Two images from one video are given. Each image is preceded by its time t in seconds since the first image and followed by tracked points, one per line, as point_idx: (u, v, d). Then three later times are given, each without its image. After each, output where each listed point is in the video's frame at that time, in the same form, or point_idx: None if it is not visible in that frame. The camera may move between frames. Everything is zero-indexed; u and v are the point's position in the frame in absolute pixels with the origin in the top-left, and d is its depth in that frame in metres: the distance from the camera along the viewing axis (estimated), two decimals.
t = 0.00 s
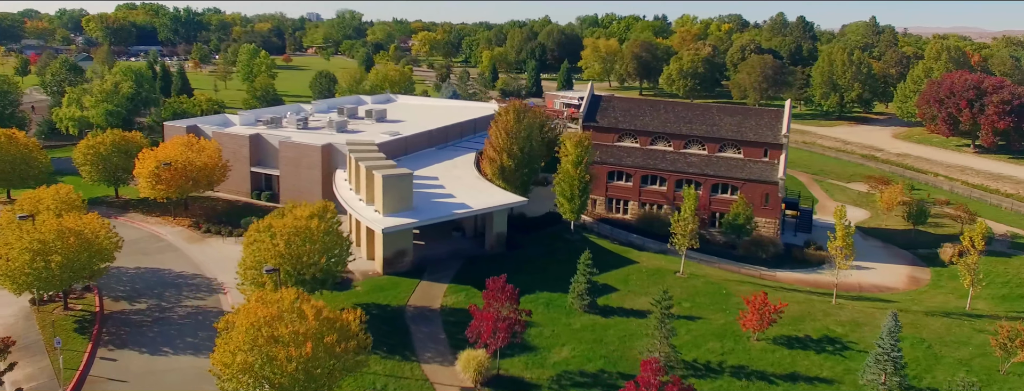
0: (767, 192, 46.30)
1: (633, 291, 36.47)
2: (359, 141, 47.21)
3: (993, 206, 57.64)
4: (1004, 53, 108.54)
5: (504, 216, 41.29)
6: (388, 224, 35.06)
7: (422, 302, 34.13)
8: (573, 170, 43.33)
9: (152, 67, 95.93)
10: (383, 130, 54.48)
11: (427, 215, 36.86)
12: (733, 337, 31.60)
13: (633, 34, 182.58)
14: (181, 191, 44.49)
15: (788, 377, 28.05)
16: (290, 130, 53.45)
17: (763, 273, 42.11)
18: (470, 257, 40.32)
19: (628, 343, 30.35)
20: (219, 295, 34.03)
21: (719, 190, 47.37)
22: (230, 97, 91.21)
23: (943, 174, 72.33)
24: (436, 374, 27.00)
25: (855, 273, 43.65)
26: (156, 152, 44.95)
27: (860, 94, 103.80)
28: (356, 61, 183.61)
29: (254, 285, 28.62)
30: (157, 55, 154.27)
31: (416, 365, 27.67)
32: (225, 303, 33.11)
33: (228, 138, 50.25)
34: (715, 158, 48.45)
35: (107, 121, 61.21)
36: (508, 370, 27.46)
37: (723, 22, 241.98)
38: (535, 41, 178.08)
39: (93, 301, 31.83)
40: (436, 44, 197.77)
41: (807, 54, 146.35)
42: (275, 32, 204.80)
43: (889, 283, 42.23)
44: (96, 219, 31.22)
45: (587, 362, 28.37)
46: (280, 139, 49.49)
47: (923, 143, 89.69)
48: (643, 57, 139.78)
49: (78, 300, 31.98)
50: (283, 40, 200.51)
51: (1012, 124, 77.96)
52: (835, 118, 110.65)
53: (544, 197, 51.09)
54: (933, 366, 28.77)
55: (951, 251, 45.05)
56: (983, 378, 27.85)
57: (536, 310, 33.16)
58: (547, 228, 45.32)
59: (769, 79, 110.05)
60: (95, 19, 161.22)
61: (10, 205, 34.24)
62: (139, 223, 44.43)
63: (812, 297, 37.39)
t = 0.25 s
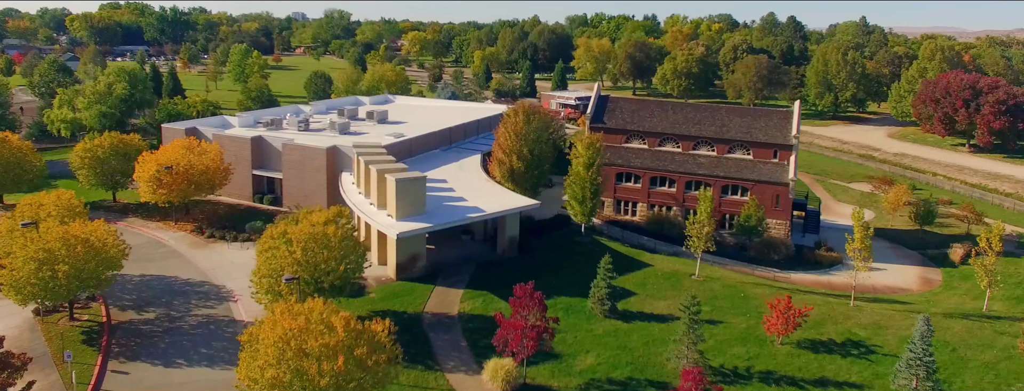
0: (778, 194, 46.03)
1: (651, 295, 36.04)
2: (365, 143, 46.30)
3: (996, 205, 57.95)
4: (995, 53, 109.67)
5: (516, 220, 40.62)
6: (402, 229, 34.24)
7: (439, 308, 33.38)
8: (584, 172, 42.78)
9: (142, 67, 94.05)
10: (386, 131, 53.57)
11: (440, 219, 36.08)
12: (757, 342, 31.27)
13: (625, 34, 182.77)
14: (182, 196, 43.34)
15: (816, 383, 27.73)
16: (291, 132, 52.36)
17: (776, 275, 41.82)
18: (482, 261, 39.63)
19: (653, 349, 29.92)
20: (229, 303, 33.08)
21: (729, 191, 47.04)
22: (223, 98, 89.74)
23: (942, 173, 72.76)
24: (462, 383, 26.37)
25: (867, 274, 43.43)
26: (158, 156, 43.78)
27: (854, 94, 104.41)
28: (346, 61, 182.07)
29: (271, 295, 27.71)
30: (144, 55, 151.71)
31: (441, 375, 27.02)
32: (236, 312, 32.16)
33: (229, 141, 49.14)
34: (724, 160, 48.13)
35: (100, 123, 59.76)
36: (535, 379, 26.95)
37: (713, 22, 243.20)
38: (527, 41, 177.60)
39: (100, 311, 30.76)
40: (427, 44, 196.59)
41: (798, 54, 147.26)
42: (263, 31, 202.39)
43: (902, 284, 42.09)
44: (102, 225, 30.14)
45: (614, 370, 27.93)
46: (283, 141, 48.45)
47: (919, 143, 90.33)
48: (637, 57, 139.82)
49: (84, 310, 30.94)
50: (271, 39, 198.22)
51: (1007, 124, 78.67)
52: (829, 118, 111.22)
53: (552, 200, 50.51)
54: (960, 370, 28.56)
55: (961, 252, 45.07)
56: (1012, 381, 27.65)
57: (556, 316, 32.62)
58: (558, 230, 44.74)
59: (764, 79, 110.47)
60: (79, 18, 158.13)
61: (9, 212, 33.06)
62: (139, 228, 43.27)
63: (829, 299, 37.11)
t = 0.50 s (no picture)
0: (788, 195, 45.86)
1: (669, 299, 35.64)
2: (372, 145, 45.43)
3: (997, 205, 58.40)
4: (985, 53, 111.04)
5: (529, 223, 40.03)
6: (418, 234, 33.45)
7: (456, 315, 32.67)
8: (596, 175, 42.26)
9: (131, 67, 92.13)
10: (390, 133, 52.71)
11: (455, 223, 35.34)
12: (781, 345, 30.96)
13: (616, 33, 183.01)
14: (185, 200, 42.25)
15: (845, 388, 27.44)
16: (293, 134, 51.32)
17: (790, 277, 41.61)
18: (496, 266, 38.99)
19: (678, 355, 29.52)
20: (241, 311, 32.14)
21: (739, 193, 46.81)
22: (215, 99, 88.21)
23: (939, 173, 73.32)
24: None
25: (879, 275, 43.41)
26: (160, 159, 42.64)
27: (848, 94, 105.11)
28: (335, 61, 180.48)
29: (291, 304, 26.92)
30: (129, 55, 149.02)
31: (467, 385, 26.44)
32: (249, 320, 31.25)
33: (230, 144, 48.04)
34: (733, 161, 47.90)
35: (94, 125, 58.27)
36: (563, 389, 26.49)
37: (701, 21, 244.32)
38: (518, 41, 177.11)
39: (108, 322, 29.67)
40: (417, 44, 195.40)
41: (789, 54, 148.29)
42: (250, 31, 199.95)
43: (913, 285, 42.14)
44: (109, 232, 29.10)
45: (642, 377, 27.54)
46: (286, 144, 47.44)
47: (913, 142, 91.07)
48: (630, 57, 139.88)
49: (92, 321, 29.88)
50: (258, 39, 195.92)
51: (1001, 124, 79.54)
52: (823, 117, 111.89)
53: (559, 202, 50.02)
54: (988, 374, 28.39)
55: (970, 252, 45.25)
56: None
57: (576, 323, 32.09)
58: (569, 233, 44.21)
59: (758, 79, 110.96)
60: (62, 18, 154.90)
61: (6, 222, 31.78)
62: (140, 233, 42.16)
63: (846, 301, 36.93)
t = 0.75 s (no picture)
0: (798, 196, 45.73)
1: (687, 303, 35.25)
2: (378, 147, 44.55)
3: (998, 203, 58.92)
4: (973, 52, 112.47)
5: (542, 227, 39.44)
6: (434, 239, 32.71)
7: (475, 322, 32.02)
8: (608, 177, 41.76)
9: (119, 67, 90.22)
10: (393, 135, 51.82)
11: (470, 227, 34.62)
12: (804, 349, 30.69)
13: (607, 33, 183.21)
14: (187, 205, 41.10)
15: None
16: (294, 137, 50.24)
17: (803, 278, 41.42)
18: (509, 270, 38.33)
19: (703, 360, 29.15)
20: (252, 320, 31.21)
21: (748, 194, 46.60)
22: (207, 101, 86.64)
23: (936, 172, 73.98)
24: None
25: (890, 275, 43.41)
26: (161, 163, 41.42)
27: (841, 93, 105.84)
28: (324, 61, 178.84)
29: (312, 313, 25.94)
30: (114, 55, 146.19)
31: None
32: (261, 329, 30.34)
33: (231, 146, 46.92)
34: (742, 162, 47.69)
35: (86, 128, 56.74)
36: None
37: (689, 21, 245.49)
38: (509, 40, 176.52)
39: (116, 333, 28.69)
40: (406, 44, 194.13)
41: (779, 54, 149.23)
42: (236, 30, 197.34)
43: (924, 285, 42.17)
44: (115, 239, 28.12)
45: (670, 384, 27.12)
46: (288, 146, 46.41)
47: (907, 141, 91.88)
48: (622, 57, 139.93)
49: (99, 333, 28.83)
50: (245, 38, 193.57)
51: (995, 123, 80.47)
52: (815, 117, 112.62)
53: (567, 204, 49.50)
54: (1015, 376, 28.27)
55: (978, 252, 45.45)
56: None
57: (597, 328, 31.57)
58: (579, 236, 43.68)
59: (752, 79, 111.49)
60: (43, 17, 151.52)
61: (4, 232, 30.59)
62: (141, 239, 40.95)
63: (863, 303, 36.79)
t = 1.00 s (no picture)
0: (807, 196, 45.60)
1: (705, 306, 34.90)
2: (384, 149, 43.70)
3: (997, 202, 59.46)
4: (961, 52, 113.92)
5: (555, 230, 38.89)
6: (451, 244, 31.94)
7: (494, 329, 31.39)
8: (619, 179, 41.33)
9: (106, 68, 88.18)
10: (397, 137, 50.98)
11: (486, 232, 33.91)
12: (829, 352, 30.42)
13: (597, 33, 183.37)
14: (190, 210, 39.86)
15: None
16: (296, 139, 49.18)
17: (815, 279, 41.29)
18: (523, 274, 37.75)
19: (729, 365, 28.78)
20: (265, 330, 30.29)
21: (758, 194, 46.44)
22: (198, 102, 85.05)
23: (931, 171, 74.74)
24: None
25: (899, 275, 43.43)
26: (162, 167, 40.17)
27: (833, 93, 106.57)
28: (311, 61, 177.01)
29: (334, 322, 25.29)
30: (97, 56, 143.26)
31: None
32: (276, 339, 29.45)
33: (232, 149, 45.79)
34: (750, 162, 47.51)
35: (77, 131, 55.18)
36: None
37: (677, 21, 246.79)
38: (499, 40, 175.98)
39: (125, 345, 27.63)
40: (395, 43, 192.82)
41: (768, 53, 150.16)
42: (222, 30, 194.68)
43: (934, 284, 42.24)
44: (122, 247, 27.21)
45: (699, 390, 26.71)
46: (292, 149, 45.38)
47: (900, 140, 92.73)
48: (614, 56, 139.98)
49: (107, 345, 27.70)
50: (230, 38, 190.96)
51: (987, 122, 81.44)
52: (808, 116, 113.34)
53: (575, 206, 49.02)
54: None
55: (985, 252, 45.69)
56: None
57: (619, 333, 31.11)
58: (590, 238, 43.19)
59: (745, 79, 112.07)
60: (23, 16, 148.13)
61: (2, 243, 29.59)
62: (142, 245, 39.82)
63: (878, 303, 36.72)
